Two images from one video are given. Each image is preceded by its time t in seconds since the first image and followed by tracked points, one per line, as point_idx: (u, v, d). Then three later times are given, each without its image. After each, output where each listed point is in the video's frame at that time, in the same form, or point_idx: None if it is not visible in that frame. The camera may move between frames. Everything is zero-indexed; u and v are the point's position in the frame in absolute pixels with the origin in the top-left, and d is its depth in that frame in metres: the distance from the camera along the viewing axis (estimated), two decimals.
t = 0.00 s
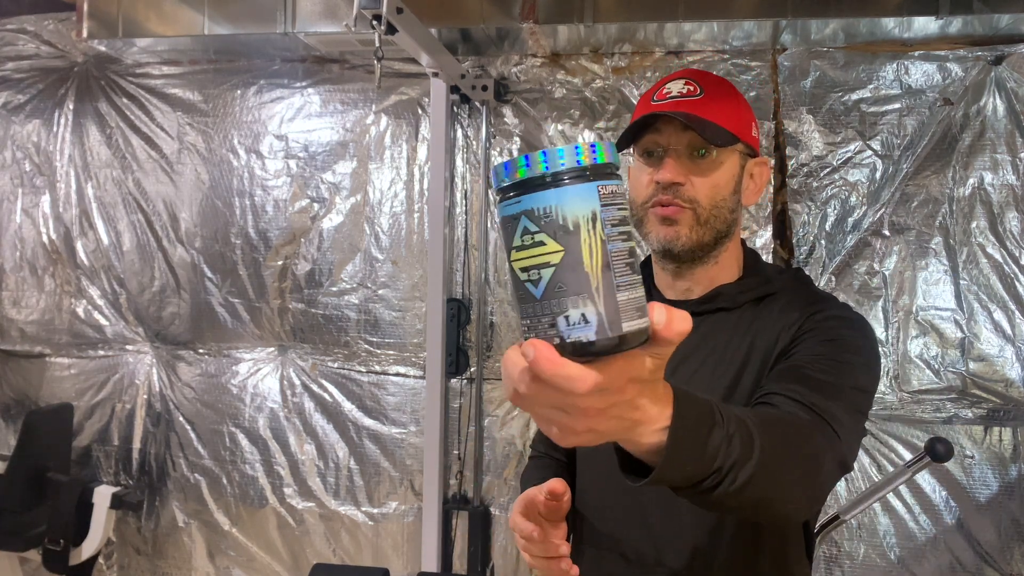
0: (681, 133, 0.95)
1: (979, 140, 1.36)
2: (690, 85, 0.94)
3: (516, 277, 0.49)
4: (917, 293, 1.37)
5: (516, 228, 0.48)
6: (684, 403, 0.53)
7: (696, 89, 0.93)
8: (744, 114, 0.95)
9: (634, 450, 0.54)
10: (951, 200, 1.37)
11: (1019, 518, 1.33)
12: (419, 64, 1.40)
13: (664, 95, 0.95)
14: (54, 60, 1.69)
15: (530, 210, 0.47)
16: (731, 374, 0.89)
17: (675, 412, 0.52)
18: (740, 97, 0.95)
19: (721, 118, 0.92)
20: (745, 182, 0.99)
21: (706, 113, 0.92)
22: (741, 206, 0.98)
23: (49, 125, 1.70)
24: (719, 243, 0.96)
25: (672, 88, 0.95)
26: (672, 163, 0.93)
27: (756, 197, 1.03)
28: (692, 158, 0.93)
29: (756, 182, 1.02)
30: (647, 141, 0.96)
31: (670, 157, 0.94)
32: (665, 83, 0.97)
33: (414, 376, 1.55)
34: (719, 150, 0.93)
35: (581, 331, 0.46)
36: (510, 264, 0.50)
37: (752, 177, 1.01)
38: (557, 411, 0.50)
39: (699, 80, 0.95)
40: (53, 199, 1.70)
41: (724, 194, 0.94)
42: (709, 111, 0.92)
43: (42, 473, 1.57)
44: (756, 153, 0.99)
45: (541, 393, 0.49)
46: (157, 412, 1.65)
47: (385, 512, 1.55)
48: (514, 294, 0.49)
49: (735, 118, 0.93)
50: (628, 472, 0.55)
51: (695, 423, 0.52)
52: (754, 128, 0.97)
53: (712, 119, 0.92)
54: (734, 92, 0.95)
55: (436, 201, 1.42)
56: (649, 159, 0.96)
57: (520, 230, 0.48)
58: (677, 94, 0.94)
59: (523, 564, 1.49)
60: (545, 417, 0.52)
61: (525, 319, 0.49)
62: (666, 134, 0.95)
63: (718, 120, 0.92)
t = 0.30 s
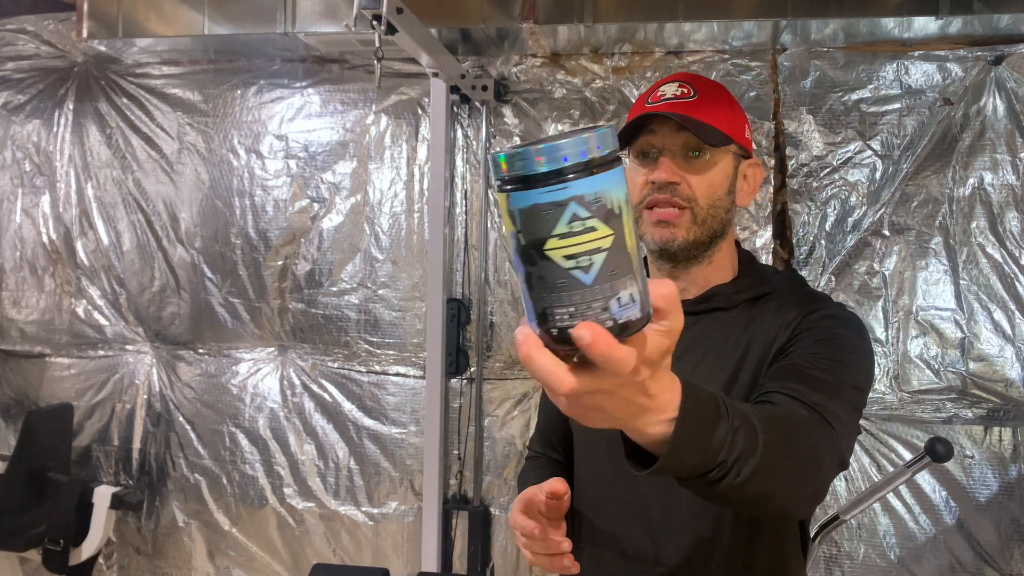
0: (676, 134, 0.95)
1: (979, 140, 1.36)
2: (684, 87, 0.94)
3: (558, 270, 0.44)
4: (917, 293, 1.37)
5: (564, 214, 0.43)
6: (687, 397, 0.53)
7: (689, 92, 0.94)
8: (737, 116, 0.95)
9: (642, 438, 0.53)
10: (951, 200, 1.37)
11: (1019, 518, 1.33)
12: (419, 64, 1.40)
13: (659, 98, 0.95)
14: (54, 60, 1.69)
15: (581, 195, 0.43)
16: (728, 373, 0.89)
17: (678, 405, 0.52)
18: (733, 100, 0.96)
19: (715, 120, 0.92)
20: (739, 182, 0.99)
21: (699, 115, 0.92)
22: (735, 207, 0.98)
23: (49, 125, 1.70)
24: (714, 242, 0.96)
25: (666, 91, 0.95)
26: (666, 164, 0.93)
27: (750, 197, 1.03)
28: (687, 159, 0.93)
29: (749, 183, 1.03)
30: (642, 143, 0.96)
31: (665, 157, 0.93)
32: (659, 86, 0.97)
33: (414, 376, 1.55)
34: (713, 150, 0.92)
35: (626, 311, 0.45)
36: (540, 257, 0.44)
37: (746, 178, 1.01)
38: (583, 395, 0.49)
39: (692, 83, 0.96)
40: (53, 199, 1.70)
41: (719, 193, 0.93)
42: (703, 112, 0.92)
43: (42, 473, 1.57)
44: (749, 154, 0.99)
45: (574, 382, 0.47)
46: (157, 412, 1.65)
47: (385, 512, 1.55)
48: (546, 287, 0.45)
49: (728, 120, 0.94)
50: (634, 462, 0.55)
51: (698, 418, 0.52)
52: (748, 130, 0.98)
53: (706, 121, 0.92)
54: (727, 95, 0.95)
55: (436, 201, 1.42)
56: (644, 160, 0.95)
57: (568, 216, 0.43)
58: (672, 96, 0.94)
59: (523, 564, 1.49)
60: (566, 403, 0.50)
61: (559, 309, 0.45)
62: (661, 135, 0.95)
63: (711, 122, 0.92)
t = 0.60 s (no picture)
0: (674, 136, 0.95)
1: (979, 140, 1.36)
2: (683, 89, 0.95)
3: (599, 231, 0.48)
4: (917, 293, 1.37)
5: (597, 179, 0.49)
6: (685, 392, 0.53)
7: (688, 93, 0.94)
8: (735, 117, 0.95)
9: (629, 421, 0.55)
10: (951, 200, 1.37)
11: (1019, 518, 1.33)
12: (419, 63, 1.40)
13: (657, 100, 0.95)
14: (54, 60, 1.69)
15: (608, 167, 0.49)
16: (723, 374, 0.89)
17: (678, 396, 0.53)
18: (731, 102, 0.96)
19: (713, 122, 0.92)
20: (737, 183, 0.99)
21: (697, 116, 0.92)
22: (733, 207, 0.98)
23: (49, 125, 1.70)
24: (712, 243, 0.96)
25: (664, 92, 0.96)
26: (664, 166, 0.93)
27: (748, 198, 1.03)
28: (685, 161, 0.93)
29: (747, 183, 1.03)
30: (641, 144, 0.96)
31: (663, 159, 0.93)
32: (657, 88, 0.97)
33: (414, 376, 1.55)
34: (711, 152, 0.93)
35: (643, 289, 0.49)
36: (581, 221, 0.48)
37: (744, 179, 1.01)
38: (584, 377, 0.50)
39: (691, 84, 0.96)
40: (53, 199, 1.70)
41: (717, 195, 0.93)
42: (701, 114, 0.92)
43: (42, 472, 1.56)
44: (747, 155, 0.99)
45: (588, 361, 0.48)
46: (157, 412, 1.65)
47: (385, 512, 1.55)
48: (586, 251, 0.47)
49: (727, 121, 0.94)
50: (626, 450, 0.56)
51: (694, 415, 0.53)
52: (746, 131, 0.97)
53: (704, 122, 0.92)
54: (725, 96, 0.95)
55: (436, 201, 1.42)
56: (642, 161, 0.96)
57: (602, 181, 0.49)
58: (670, 98, 0.94)
59: (523, 564, 1.49)
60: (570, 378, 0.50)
61: (601, 273, 0.47)
62: (659, 137, 0.95)
63: (709, 123, 0.92)
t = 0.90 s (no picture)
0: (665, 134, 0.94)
1: (980, 140, 1.36)
2: (673, 87, 0.95)
3: (620, 209, 0.52)
4: (917, 293, 1.37)
5: (614, 164, 0.53)
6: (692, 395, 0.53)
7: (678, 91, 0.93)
8: (728, 115, 0.95)
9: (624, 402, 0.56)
10: (951, 200, 1.36)
11: (1020, 519, 1.33)
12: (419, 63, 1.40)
13: (647, 99, 0.95)
14: (54, 60, 1.68)
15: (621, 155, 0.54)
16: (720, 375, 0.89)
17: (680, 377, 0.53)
18: (724, 100, 0.96)
19: (705, 119, 0.92)
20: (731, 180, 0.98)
21: (688, 114, 0.92)
22: (727, 205, 0.97)
23: (49, 125, 1.70)
24: (705, 240, 0.95)
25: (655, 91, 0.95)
26: (654, 164, 0.92)
27: (744, 194, 1.02)
28: (675, 158, 0.92)
29: (743, 181, 1.02)
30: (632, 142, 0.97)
31: (653, 157, 0.93)
32: (648, 87, 0.97)
33: (414, 375, 1.55)
34: (701, 149, 0.92)
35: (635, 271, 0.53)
36: (605, 200, 0.52)
37: (738, 176, 1.00)
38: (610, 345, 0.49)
39: (682, 82, 0.95)
40: (53, 199, 1.70)
41: (709, 192, 0.92)
42: (690, 112, 0.92)
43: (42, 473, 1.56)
44: (741, 152, 0.97)
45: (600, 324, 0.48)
46: (157, 412, 1.65)
47: (385, 512, 1.55)
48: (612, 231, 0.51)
49: (717, 119, 0.93)
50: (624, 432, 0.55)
51: (698, 410, 0.53)
52: (740, 129, 0.97)
53: (695, 120, 0.92)
54: (718, 94, 0.96)
55: (436, 201, 1.42)
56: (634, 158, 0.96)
57: (619, 166, 0.54)
58: (660, 96, 0.95)
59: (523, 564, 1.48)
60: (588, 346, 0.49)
61: (627, 248, 0.50)
62: (649, 135, 0.95)
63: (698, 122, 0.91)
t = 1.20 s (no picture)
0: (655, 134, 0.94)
1: (979, 140, 1.36)
2: (663, 86, 0.95)
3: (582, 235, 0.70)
4: (917, 293, 1.37)
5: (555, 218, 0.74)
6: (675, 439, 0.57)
7: (668, 90, 0.94)
8: (719, 111, 0.94)
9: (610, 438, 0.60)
10: (951, 200, 1.36)
11: (1020, 519, 1.33)
12: (419, 63, 1.40)
13: (638, 99, 0.96)
14: (54, 60, 1.68)
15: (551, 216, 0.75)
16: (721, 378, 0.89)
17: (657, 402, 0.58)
18: (716, 96, 0.95)
19: (696, 116, 0.92)
20: (726, 177, 0.97)
21: (678, 112, 0.92)
22: (722, 201, 0.95)
23: (49, 125, 1.70)
24: (700, 237, 0.94)
25: (645, 91, 0.96)
26: (644, 164, 0.92)
27: (743, 191, 1.01)
28: (665, 157, 0.92)
29: (741, 177, 1.01)
30: (623, 145, 0.97)
31: (644, 157, 0.93)
32: (640, 87, 0.98)
33: (414, 376, 1.55)
34: (690, 146, 0.91)
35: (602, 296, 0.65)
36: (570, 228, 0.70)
37: (735, 173, 0.99)
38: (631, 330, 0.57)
39: (672, 80, 0.96)
40: (53, 199, 1.70)
41: (699, 189, 0.91)
42: (679, 109, 0.92)
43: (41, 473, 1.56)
44: (736, 148, 0.97)
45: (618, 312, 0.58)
46: (157, 412, 1.65)
47: (385, 512, 1.55)
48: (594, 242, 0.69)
49: (707, 115, 0.93)
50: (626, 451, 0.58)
51: (676, 454, 0.57)
52: (734, 124, 0.97)
53: (685, 118, 0.91)
54: (710, 90, 0.95)
55: (436, 201, 1.42)
56: (625, 161, 0.96)
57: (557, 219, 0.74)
58: (651, 96, 0.95)
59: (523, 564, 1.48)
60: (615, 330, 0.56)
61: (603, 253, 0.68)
62: (640, 136, 0.95)
63: (686, 119, 0.91)
